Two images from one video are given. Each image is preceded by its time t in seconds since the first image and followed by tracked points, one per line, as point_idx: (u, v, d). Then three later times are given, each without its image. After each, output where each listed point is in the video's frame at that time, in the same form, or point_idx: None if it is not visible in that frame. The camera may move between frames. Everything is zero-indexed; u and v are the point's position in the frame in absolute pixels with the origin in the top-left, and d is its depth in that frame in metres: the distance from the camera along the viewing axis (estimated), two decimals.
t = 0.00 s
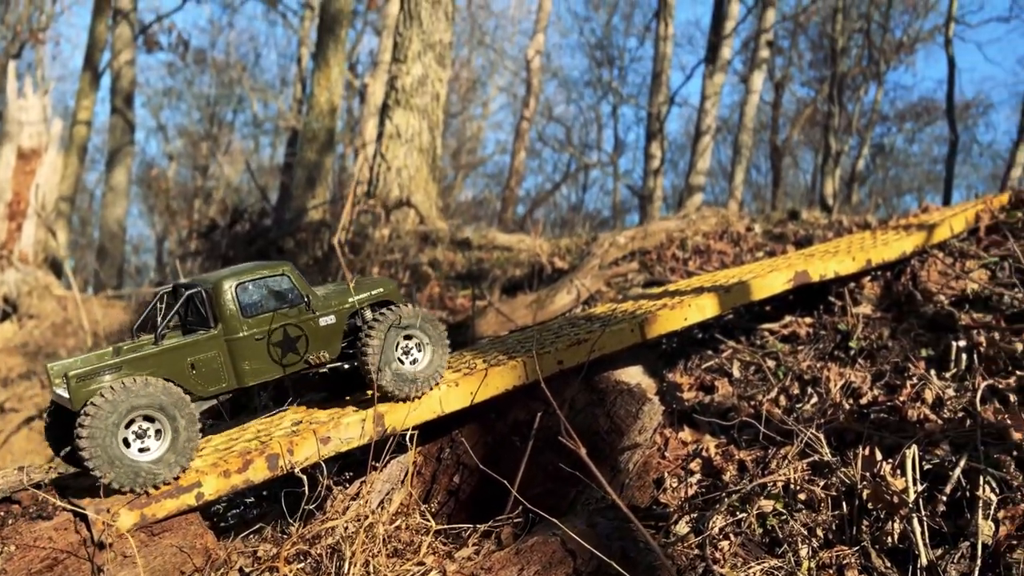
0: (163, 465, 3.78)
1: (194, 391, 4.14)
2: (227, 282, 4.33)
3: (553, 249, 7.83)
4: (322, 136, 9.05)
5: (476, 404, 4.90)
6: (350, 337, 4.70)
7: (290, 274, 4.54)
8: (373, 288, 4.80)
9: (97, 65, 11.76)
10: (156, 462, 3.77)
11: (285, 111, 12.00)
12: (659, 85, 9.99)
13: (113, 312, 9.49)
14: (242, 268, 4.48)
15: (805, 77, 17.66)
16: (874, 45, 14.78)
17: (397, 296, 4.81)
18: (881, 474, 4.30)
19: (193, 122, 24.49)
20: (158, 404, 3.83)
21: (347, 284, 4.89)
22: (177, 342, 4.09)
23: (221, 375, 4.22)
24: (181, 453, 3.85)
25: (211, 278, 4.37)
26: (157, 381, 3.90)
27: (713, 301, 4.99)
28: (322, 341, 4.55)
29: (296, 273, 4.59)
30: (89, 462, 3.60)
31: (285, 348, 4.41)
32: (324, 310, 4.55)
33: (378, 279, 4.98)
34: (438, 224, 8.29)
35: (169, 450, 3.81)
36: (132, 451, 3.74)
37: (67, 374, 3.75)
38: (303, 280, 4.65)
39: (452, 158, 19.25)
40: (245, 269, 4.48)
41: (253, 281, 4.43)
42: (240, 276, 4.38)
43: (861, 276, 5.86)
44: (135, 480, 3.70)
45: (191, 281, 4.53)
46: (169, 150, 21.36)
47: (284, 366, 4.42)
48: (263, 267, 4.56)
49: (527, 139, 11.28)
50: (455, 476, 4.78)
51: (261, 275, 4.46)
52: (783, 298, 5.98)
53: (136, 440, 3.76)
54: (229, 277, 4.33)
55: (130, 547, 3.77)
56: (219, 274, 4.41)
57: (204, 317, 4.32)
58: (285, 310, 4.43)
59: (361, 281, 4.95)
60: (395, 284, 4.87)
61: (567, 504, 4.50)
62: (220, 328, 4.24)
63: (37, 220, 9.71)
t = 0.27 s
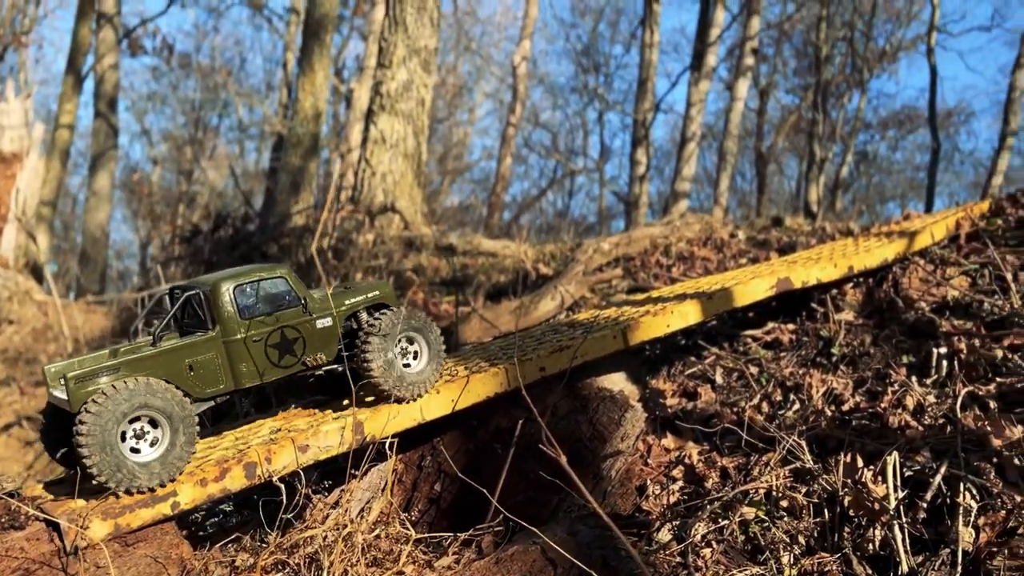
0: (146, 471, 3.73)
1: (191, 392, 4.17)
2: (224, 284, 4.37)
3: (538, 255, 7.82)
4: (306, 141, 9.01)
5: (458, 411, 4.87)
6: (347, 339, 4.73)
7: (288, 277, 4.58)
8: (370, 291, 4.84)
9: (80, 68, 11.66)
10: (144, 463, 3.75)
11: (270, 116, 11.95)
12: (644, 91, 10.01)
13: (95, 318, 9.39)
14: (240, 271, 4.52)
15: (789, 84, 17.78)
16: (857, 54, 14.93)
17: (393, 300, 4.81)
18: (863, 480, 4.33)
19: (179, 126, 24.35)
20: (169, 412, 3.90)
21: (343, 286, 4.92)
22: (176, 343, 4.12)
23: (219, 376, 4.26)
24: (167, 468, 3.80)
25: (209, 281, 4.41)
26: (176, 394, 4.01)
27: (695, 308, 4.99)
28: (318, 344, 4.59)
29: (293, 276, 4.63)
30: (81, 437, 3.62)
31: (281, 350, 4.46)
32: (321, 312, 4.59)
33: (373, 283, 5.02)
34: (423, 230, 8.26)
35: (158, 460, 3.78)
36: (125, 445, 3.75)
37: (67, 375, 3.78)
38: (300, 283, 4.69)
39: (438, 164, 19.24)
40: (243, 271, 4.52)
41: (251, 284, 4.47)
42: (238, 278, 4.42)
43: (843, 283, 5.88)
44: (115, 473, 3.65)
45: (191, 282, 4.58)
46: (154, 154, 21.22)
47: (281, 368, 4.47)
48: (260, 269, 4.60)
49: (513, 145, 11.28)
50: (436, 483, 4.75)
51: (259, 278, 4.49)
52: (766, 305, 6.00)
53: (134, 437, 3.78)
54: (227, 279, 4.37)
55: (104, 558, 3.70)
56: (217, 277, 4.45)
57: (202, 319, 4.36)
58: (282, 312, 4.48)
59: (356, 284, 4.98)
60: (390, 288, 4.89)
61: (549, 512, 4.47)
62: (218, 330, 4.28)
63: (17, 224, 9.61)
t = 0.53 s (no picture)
0: (129, 475, 3.64)
1: (188, 395, 4.15)
2: (221, 288, 4.36)
3: (522, 262, 7.81)
4: (290, 147, 8.97)
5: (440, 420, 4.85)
6: (343, 343, 4.73)
7: (284, 280, 4.58)
8: (365, 296, 4.86)
9: (64, 72, 11.57)
10: (133, 466, 3.67)
11: (255, 121, 11.90)
12: (631, 98, 10.03)
13: (75, 323, 9.28)
14: (237, 274, 4.52)
15: (774, 92, 17.90)
16: (841, 62, 15.06)
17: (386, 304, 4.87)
18: (844, 488, 4.30)
19: (164, 130, 24.18)
20: (173, 427, 3.85)
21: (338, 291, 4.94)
22: (173, 346, 4.10)
23: (215, 380, 4.24)
24: (148, 479, 3.70)
25: (205, 284, 4.40)
26: (185, 412, 3.97)
27: (678, 315, 4.99)
28: (314, 347, 4.58)
29: (289, 280, 4.64)
30: (85, 419, 3.59)
31: (278, 353, 4.46)
32: (317, 316, 4.59)
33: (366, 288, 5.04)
34: (407, 236, 8.23)
35: (144, 468, 3.69)
36: (122, 442, 3.69)
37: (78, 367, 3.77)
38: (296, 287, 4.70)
39: (425, 169, 19.20)
40: (239, 275, 4.51)
41: (248, 287, 4.47)
42: (235, 282, 4.42)
43: (825, 291, 5.91)
44: (102, 465, 3.57)
45: (185, 286, 4.58)
46: (139, 158, 21.06)
47: (277, 371, 4.47)
48: (256, 274, 4.60)
49: (500, 151, 11.27)
50: (417, 493, 4.70)
51: (256, 281, 4.50)
52: (748, 312, 6.02)
53: (132, 437, 3.73)
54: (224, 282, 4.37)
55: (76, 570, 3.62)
56: (213, 280, 4.44)
57: (198, 323, 4.35)
58: (278, 316, 4.48)
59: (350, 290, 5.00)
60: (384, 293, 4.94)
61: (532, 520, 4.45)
62: (215, 333, 4.27)
63: None
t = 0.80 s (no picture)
0: (112, 469, 3.65)
1: (186, 397, 4.17)
2: (218, 291, 4.37)
3: (506, 268, 7.80)
4: (275, 151, 8.93)
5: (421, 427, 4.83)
6: (338, 347, 4.68)
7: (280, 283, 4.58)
8: (359, 299, 4.82)
9: (47, 75, 11.45)
10: (120, 460, 3.68)
11: (240, 125, 11.84)
12: (617, 104, 10.05)
13: (56, 328, 9.19)
14: (233, 277, 4.52)
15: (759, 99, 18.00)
16: (825, 70, 15.17)
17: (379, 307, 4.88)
18: (824, 496, 4.28)
19: (149, 133, 24.02)
20: (173, 442, 3.85)
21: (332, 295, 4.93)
22: (169, 348, 4.12)
23: (212, 381, 4.25)
24: (127, 480, 3.68)
25: (202, 287, 4.41)
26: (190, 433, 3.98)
27: (660, 323, 4.98)
28: (310, 349, 4.55)
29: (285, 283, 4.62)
30: (99, 400, 3.71)
31: (274, 356, 4.43)
32: (312, 318, 4.55)
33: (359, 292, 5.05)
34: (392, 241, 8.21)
35: (128, 468, 3.69)
36: (122, 434, 3.75)
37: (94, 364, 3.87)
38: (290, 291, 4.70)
39: (411, 174, 19.16)
40: (235, 278, 4.51)
41: (244, 290, 4.47)
42: (231, 284, 4.42)
43: (807, 298, 5.94)
44: (94, 447, 3.62)
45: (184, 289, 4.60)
46: (124, 162, 20.91)
47: (273, 374, 4.43)
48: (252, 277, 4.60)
49: (486, 157, 11.26)
50: (397, 501, 4.67)
51: (252, 284, 4.49)
52: (731, 319, 6.03)
53: (133, 435, 3.78)
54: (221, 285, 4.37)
55: None
56: (210, 283, 4.45)
57: (195, 326, 4.36)
58: (274, 318, 4.45)
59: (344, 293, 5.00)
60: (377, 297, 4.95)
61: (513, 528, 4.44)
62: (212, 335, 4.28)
63: None
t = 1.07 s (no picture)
0: (100, 459, 3.60)
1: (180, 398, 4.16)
2: (212, 292, 4.35)
3: (490, 273, 7.80)
4: (259, 155, 8.89)
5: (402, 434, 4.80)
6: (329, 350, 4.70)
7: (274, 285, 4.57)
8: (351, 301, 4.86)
9: (29, 77, 11.36)
10: (112, 453, 3.65)
11: (224, 129, 11.79)
12: (602, 110, 10.07)
13: (35, 332, 9.08)
14: (227, 279, 4.51)
15: (744, 106, 18.12)
16: (809, 76, 15.29)
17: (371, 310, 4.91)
18: (805, 502, 4.27)
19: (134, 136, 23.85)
20: (166, 454, 3.82)
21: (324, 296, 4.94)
22: (164, 350, 4.10)
23: (207, 382, 4.24)
24: (109, 476, 3.62)
25: (195, 289, 4.39)
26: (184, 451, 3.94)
27: (642, 329, 4.99)
28: (304, 351, 4.57)
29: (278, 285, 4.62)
30: (112, 391, 3.76)
31: (268, 357, 4.43)
32: (305, 320, 4.59)
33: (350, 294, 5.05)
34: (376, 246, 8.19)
35: (113, 462, 3.63)
36: (122, 430, 3.75)
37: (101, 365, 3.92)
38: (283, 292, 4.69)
39: (398, 178, 19.16)
40: (229, 280, 4.50)
41: (238, 292, 4.46)
42: (226, 286, 4.41)
43: (789, 304, 5.97)
44: (94, 433, 3.62)
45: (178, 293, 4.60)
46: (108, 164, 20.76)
47: (267, 375, 4.44)
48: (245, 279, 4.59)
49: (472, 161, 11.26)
50: (377, 508, 4.63)
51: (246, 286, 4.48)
52: (713, 325, 6.06)
53: (131, 435, 3.77)
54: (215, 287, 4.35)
55: None
56: (204, 285, 4.43)
57: (188, 327, 4.34)
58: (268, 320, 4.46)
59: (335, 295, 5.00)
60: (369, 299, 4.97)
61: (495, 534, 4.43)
62: (207, 337, 4.26)
63: None
